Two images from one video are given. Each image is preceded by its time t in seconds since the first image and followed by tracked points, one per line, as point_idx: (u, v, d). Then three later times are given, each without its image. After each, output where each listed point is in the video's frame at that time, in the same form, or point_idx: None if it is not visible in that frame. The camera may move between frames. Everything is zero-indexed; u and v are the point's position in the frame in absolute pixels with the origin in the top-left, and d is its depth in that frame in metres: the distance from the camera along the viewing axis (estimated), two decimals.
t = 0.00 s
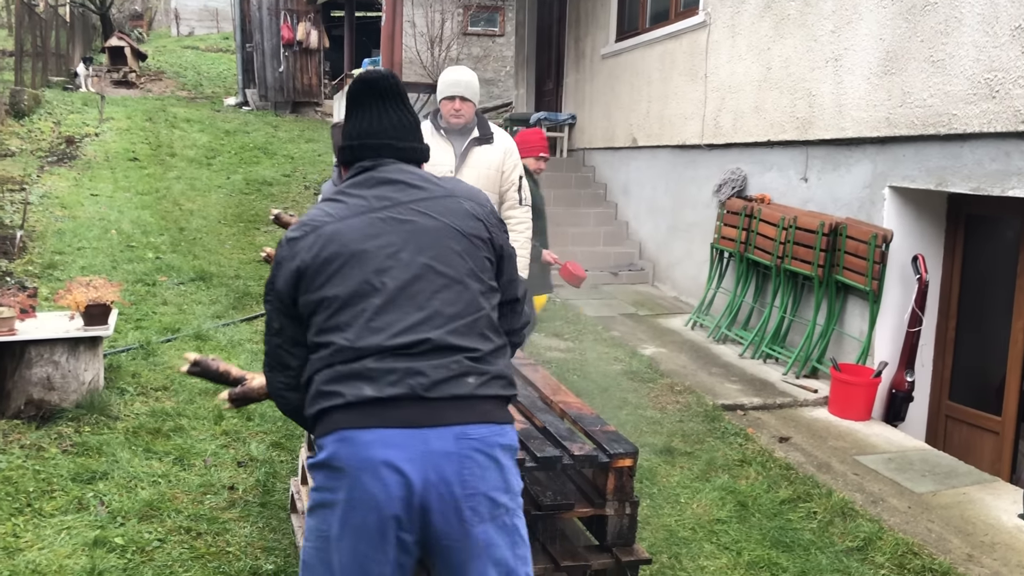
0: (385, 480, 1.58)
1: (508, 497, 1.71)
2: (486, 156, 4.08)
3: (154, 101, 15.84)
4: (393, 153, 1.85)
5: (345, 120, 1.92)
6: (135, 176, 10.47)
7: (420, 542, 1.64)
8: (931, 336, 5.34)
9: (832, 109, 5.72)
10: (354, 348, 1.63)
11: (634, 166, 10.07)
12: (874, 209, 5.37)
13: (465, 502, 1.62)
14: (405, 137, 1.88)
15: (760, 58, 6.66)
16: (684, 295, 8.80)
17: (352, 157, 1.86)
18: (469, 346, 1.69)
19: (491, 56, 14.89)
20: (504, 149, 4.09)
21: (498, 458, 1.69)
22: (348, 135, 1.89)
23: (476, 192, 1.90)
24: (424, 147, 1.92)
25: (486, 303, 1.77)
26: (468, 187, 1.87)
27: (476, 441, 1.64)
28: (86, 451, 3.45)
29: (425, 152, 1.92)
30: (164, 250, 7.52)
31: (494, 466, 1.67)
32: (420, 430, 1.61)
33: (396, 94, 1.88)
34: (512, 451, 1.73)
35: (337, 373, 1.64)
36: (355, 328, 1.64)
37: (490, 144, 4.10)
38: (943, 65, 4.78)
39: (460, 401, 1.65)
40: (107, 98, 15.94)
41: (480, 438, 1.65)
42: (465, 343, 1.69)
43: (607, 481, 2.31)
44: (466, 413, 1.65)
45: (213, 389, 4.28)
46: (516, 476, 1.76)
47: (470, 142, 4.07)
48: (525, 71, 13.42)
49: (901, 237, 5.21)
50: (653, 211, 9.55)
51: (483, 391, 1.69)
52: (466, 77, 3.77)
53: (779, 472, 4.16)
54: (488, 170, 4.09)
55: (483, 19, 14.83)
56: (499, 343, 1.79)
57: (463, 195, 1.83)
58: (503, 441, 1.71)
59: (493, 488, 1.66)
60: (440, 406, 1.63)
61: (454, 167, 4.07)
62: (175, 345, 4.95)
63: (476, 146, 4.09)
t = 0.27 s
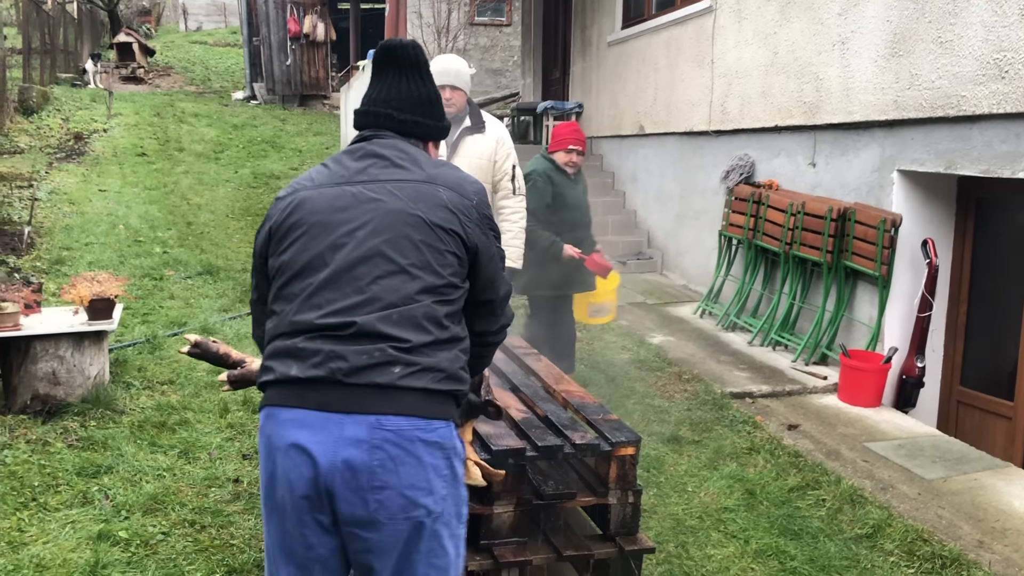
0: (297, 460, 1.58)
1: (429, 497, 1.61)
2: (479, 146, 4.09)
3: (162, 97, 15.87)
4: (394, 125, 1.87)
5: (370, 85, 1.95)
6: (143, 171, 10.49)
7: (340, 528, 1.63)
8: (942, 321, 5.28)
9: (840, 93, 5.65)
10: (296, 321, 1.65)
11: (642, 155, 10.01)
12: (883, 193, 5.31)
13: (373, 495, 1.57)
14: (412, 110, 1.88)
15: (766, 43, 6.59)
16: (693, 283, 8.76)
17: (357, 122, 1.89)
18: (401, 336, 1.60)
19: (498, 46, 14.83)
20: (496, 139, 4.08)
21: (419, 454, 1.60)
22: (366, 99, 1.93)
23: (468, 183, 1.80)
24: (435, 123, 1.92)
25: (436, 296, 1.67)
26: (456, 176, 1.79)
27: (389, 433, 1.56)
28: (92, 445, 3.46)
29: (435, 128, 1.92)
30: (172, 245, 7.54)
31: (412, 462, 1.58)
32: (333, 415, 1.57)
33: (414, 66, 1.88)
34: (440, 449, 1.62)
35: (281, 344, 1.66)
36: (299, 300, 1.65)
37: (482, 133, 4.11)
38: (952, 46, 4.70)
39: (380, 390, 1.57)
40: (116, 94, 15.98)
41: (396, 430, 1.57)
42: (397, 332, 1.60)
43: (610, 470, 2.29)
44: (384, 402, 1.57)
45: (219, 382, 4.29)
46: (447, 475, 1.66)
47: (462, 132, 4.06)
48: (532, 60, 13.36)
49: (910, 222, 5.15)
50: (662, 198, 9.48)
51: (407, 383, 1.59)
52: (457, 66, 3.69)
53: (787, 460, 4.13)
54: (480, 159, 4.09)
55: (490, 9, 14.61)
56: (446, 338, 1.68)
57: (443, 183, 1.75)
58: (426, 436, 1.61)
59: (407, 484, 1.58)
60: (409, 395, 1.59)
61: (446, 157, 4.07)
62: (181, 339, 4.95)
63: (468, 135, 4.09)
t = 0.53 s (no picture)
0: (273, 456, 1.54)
1: (401, 503, 1.57)
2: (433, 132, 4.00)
3: (169, 92, 15.86)
4: (405, 111, 1.79)
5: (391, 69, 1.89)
6: (148, 166, 10.47)
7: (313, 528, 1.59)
8: (952, 310, 5.18)
9: (846, 78, 5.56)
10: (275, 312, 1.61)
11: (648, 144, 9.91)
12: (891, 180, 5.22)
13: (344, 498, 1.53)
14: (426, 96, 1.80)
15: (772, 28, 6.49)
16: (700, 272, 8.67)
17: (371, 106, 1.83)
18: (381, 346, 1.55)
19: (504, 37, 14.76)
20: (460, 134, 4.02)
21: (394, 459, 1.55)
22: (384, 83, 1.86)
23: (478, 196, 1.70)
24: (451, 109, 1.83)
25: (420, 307, 1.60)
26: (463, 185, 1.68)
27: (365, 435, 1.52)
28: (87, 443, 3.43)
29: (449, 115, 1.82)
30: (174, 240, 7.51)
31: (385, 466, 1.54)
32: (309, 416, 1.53)
33: (432, 51, 1.82)
34: (416, 455, 1.57)
35: (260, 334, 1.63)
36: (281, 290, 1.61)
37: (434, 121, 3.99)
38: (960, 28, 4.60)
39: (355, 395, 1.52)
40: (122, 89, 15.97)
41: (371, 434, 1.52)
42: (376, 341, 1.55)
43: (606, 465, 2.24)
44: (359, 406, 1.52)
45: (218, 378, 4.26)
46: (421, 480, 1.61)
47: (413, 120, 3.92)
48: (537, 50, 13.26)
49: (919, 208, 5.06)
50: (668, 187, 9.38)
51: (385, 391, 1.54)
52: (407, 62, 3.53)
53: (794, 452, 4.06)
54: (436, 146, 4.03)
55: None
56: (427, 351, 1.62)
57: (447, 191, 1.65)
58: (402, 441, 1.56)
59: (380, 489, 1.54)
60: (391, 399, 1.54)
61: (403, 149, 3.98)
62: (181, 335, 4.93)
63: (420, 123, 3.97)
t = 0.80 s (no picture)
0: (253, 466, 1.48)
1: (383, 521, 1.49)
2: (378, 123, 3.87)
3: (177, 91, 15.87)
4: (411, 103, 1.66)
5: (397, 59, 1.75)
6: (155, 166, 10.46)
7: (292, 543, 1.52)
8: (967, 303, 5.07)
9: (856, 67, 5.44)
10: (260, 316, 1.53)
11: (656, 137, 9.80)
12: (902, 170, 5.10)
13: (321, 513, 1.45)
14: (435, 87, 1.67)
15: (780, 17, 6.37)
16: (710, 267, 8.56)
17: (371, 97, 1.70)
18: (360, 355, 1.46)
19: (512, 31, 14.67)
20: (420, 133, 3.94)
21: (374, 474, 1.47)
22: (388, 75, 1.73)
23: (478, 193, 1.55)
24: (461, 101, 1.70)
25: (406, 314, 1.50)
26: (458, 181, 1.55)
27: (346, 448, 1.44)
28: (83, 448, 3.39)
29: (459, 107, 1.70)
30: (179, 240, 7.48)
31: (364, 481, 1.46)
32: (289, 426, 1.46)
33: (436, 38, 1.68)
34: (400, 470, 1.49)
35: (246, 338, 1.56)
36: (266, 293, 1.54)
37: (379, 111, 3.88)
38: (972, 13, 4.48)
39: (333, 405, 1.45)
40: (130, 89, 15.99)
41: (351, 447, 1.44)
42: (356, 349, 1.46)
43: (605, 471, 2.18)
44: (339, 417, 1.45)
45: (218, 380, 4.21)
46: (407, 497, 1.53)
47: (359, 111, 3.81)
48: (544, 44, 13.15)
49: (932, 199, 4.94)
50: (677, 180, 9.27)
51: (366, 402, 1.45)
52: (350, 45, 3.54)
53: (804, 451, 3.97)
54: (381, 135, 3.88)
55: None
56: (413, 361, 1.51)
57: (440, 189, 1.52)
58: (384, 455, 1.48)
59: (358, 506, 1.46)
60: (372, 410, 1.46)
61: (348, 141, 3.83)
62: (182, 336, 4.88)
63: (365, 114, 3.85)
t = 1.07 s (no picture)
0: (210, 486, 1.43)
1: (336, 557, 1.40)
2: (341, 123, 3.75)
3: (195, 94, 15.94)
4: (414, 121, 1.57)
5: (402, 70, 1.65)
6: (170, 169, 10.48)
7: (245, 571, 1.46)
8: (992, 305, 4.90)
9: (874, 62, 5.29)
10: (231, 329, 1.48)
11: (672, 135, 9.66)
12: (923, 168, 4.95)
13: (270, 545, 1.38)
14: (442, 106, 1.58)
15: (796, 11, 6.23)
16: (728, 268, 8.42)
17: (368, 109, 1.60)
18: (320, 378, 1.37)
19: (530, 30, 14.60)
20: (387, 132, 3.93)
21: (327, 506, 1.39)
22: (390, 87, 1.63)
23: (463, 211, 1.44)
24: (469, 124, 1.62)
25: (373, 338, 1.39)
26: (439, 198, 1.44)
27: (299, 476, 1.36)
28: (80, 459, 3.35)
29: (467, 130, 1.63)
30: (191, 243, 7.47)
31: (316, 514, 1.38)
32: (245, 449, 1.39)
33: (442, 51, 1.57)
34: (357, 504, 1.41)
35: (218, 352, 1.50)
36: (240, 304, 1.48)
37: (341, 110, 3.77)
38: (996, 4, 4.32)
39: (289, 428, 1.37)
40: (149, 92, 16.08)
41: (303, 476, 1.36)
42: (317, 372, 1.37)
43: (603, 489, 2.11)
44: (293, 443, 1.37)
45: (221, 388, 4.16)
46: (365, 533, 1.44)
47: (321, 110, 3.74)
48: (560, 42, 13.05)
49: (953, 198, 4.78)
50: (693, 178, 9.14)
51: (321, 429, 1.37)
52: (313, 40, 3.48)
53: (821, 460, 3.85)
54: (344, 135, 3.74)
55: None
56: (379, 388, 1.41)
57: (420, 204, 1.42)
58: (340, 487, 1.39)
59: (309, 540, 1.38)
60: (327, 438, 1.38)
61: (309, 142, 3.75)
62: (188, 342, 4.84)
63: (329, 113, 3.76)
